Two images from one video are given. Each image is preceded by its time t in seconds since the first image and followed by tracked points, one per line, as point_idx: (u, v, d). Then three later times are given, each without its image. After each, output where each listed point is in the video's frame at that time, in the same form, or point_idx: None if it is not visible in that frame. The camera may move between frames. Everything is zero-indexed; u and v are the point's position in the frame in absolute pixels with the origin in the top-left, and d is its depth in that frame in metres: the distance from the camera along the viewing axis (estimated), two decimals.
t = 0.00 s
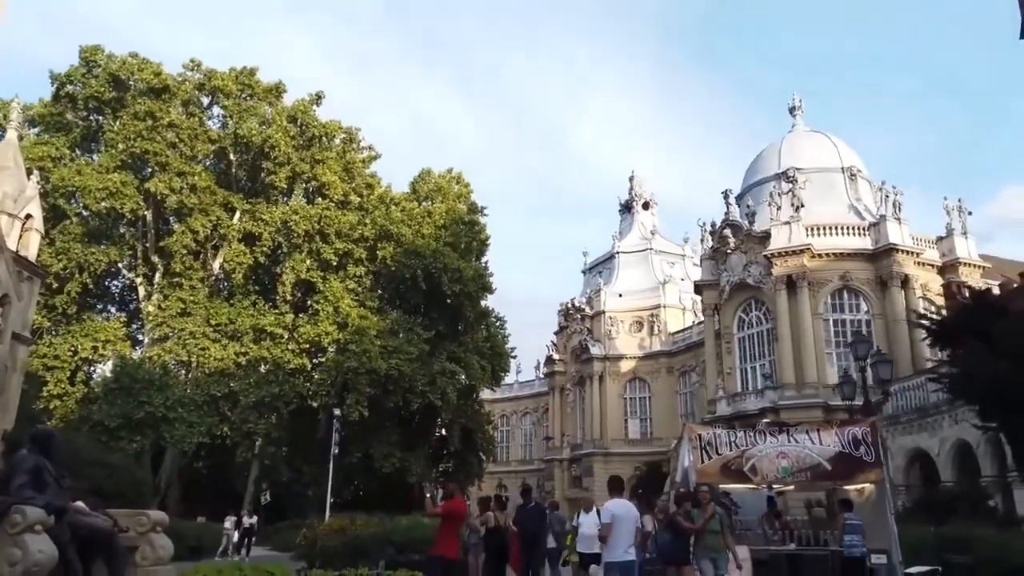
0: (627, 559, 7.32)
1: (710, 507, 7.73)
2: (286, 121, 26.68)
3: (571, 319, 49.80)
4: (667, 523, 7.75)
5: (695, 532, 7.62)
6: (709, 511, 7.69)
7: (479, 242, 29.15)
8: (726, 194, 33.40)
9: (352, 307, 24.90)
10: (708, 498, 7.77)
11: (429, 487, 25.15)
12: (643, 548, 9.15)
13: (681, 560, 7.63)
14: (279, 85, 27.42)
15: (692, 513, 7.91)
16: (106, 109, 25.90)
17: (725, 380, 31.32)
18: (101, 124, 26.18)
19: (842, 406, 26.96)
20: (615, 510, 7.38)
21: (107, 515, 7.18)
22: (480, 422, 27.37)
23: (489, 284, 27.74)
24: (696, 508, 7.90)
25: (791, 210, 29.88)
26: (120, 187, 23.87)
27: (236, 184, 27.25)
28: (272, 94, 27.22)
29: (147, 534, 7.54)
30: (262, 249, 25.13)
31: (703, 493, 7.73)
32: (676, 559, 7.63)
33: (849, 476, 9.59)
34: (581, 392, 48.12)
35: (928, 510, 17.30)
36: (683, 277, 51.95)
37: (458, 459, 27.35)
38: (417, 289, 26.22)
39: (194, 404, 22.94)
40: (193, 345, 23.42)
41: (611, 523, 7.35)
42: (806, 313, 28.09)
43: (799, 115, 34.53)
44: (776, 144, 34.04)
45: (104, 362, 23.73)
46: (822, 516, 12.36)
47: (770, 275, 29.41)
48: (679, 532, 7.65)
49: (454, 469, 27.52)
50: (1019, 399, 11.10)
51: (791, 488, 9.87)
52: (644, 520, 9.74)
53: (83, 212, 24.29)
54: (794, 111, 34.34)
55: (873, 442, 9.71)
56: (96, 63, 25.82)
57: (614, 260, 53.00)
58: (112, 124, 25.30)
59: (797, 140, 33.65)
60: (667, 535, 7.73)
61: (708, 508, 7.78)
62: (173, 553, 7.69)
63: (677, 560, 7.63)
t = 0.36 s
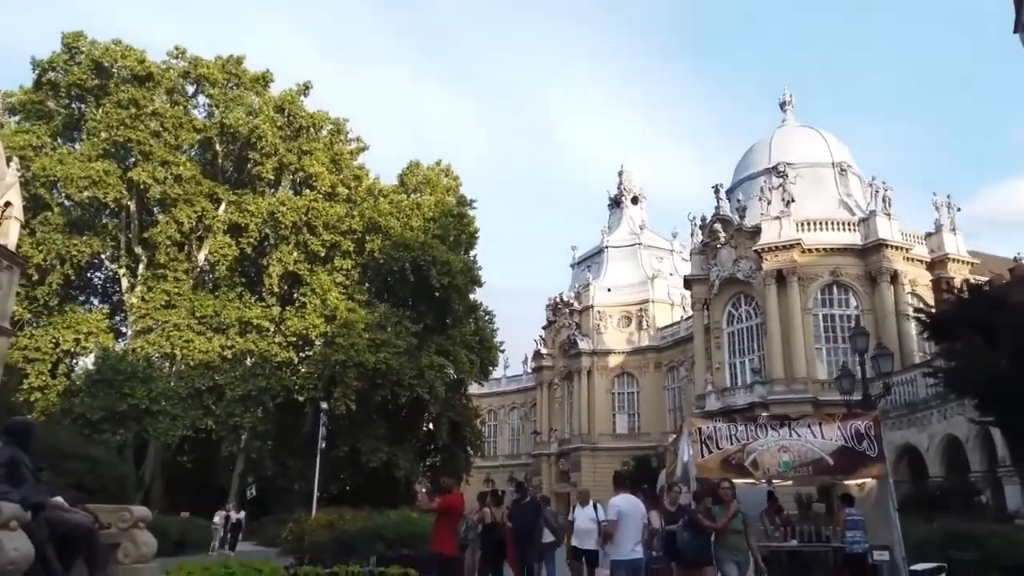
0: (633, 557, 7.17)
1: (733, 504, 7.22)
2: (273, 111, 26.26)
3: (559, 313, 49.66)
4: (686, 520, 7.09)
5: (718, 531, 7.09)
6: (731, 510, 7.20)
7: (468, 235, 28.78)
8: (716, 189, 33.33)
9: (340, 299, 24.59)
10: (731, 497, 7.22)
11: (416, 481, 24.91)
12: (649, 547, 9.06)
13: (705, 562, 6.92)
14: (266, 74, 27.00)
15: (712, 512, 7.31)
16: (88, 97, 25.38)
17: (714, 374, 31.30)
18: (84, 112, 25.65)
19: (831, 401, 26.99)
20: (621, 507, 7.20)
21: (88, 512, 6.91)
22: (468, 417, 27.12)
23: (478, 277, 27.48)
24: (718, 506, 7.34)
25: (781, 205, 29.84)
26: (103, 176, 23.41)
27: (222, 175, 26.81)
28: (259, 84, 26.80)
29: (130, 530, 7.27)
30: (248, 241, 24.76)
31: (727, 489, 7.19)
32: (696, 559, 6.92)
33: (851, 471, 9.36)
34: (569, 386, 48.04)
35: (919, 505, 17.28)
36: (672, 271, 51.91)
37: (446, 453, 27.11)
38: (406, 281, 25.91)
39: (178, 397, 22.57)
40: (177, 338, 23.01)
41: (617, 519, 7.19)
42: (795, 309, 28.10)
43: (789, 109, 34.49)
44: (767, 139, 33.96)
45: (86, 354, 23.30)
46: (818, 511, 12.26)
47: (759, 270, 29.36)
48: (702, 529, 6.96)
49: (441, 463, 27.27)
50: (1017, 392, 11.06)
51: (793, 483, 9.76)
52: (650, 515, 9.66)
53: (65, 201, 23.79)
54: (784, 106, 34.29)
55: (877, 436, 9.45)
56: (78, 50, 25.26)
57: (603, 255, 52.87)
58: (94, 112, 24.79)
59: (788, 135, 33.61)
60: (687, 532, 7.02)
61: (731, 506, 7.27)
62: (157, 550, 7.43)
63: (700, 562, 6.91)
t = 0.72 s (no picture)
0: (640, 550, 6.89)
1: (752, 494, 7.03)
2: (261, 102, 25.86)
3: (549, 308, 49.52)
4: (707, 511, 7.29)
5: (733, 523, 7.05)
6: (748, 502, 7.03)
7: (458, 228, 28.42)
8: (707, 182, 33.23)
9: (329, 293, 24.27)
10: (749, 487, 7.04)
11: (405, 476, 24.68)
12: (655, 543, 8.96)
13: (719, 553, 7.16)
14: (253, 65, 26.59)
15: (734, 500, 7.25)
16: (71, 86, 24.88)
17: (704, 369, 31.27)
18: (67, 101, 25.14)
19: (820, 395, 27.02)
20: (627, 498, 6.95)
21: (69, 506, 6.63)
22: (457, 411, 26.90)
23: (468, 271, 27.22)
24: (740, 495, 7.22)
25: (772, 199, 29.80)
26: (87, 166, 22.98)
27: (208, 166, 26.40)
28: (246, 74, 26.39)
29: (113, 525, 7.01)
30: (235, 233, 24.39)
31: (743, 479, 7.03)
32: (710, 549, 7.19)
33: (853, 463, 9.32)
34: (559, 381, 47.95)
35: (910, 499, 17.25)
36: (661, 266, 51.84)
37: (435, 448, 26.88)
38: (395, 275, 25.60)
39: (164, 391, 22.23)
40: (162, 331, 22.63)
41: (623, 512, 6.91)
42: (786, 303, 28.10)
43: (780, 104, 34.42)
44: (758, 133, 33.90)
45: (70, 347, 22.87)
46: (813, 505, 12.18)
47: (750, 264, 29.32)
48: (717, 521, 7.19)
49: (430, 457, 27.04)
50: (1013, 383, 10.98)
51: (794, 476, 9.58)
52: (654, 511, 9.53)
53: (47, 192, 23.30)
54: (775, 100, 34.23)
55: (879, 427, 9.44)
56: (61, 37, 24.73)
57: (592, 249, 52.73)
58: (78, 100, 24.31)
59: (778, 129, 33.55)
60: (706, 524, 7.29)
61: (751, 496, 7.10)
62: (142, 545, 7.17)
63: (715, 552, 7.17)
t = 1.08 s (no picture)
0: (651, 550, 6.23)
1: (781, 493, 6.49)
2: (247, 91, 25.45)
3: (537, 302, 49.37)
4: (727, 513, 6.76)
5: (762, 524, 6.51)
6: (776, 501, 6.51)
7: (448, 222, 27.83)
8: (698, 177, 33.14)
9: (317, 286, 23.95)
10: (777, 485, 6.49)
11: (393, 470, 24.43)
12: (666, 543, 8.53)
13: (747, 558, 6.67)
14: (240, 54, 26.17)
15: (757, 499, 6.66)
16: (53, 74, 24.34)
17: (693, 364, 31.22)
18: (49, 89, 24.60)
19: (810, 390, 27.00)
20: (636, 496, 6.27)
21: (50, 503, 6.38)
22: (445, 405, 26.64)
23: (457, 264, 26.94)
24: (763, 494, 6.65)
25: (763, 194, 29.75)
26: (69, 155, 22.49)
27: (194, 157, 25.95)
28: (233, 63, 25.96)
29: (95, 522, 6.77)
30: (221, 224, 23.99)
31: (770, 477, 6.51)
32: (736, 556, 6.69)
33: (858, 458, 9.18)
34: (547, 376, 47.86)
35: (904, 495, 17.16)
36: (650, 261, 51.77)
37: (423, 442, 26.61)
38: (384, 267, 25.28)
39: (148, 384, 21.84)
40: (146, 324, 22.22)
41: (634, 510, 6.24)
42: (776, 298, 28.06)
43: (771, 98, 34.37)
44: (748, 128, 33.83)
45: (52, 340, 22.41)
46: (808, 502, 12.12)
47: (741, 258, 29.24)
48: (743, 524, 6.63)
49: (418, 452, 26.77)
50: (1012, 378, 10.98)
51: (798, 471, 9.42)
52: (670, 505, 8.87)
53: (29, 182, 22.77)
54: (766, 95, 34.17)
55: (884, 422, 9.30)
56: (42, 23, 24.18)
57: (581, 244, 52.59)
58: (60, 88, 23.78)
59: (769, 124, 33.48)
60: (729, 526, 6.78)
61: (778, 495, 6.56)
62: (124, 543, 6.91)
63: (740, 558, 6.67)
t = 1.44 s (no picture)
0: (667, 547, 5.81)
1: (817, 486, 6.20)
2: (236, 81, 25.05)
3: (528, 297, 49.19)
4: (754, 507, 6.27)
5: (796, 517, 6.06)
6: (812, 493, 6.15)
7: (439, 215, 27.60)
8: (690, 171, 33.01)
9: (306, 278, 23.64)
10: (814, 479, 6.19)
11: (382, 465, 24.15)
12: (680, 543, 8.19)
13: (783, 557, 6.10)
14: (229, 43, 25.75)
15: (789, 493, 6.23)
16: (37, 61, 23.84)
17: (685, 358, 31.13)
18: (33, 76, 24.10)
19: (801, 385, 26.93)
20: (650, 490, 5.80)
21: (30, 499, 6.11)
22: (436, 400, 26.33)
23: (448, 257, 26.64)
24: (796, 488, 6.25)
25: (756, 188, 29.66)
26: (53, 144, 22.03)
27: (181, 147, 25.53)
28: (221, 52, 25.54)
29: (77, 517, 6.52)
30: (208, 215, 23.59)
31: (808, 470, 6.20)
32: (770, 554, 6.10)
33: (865, 452, 9.09)
34: (537, 370, 47.71)
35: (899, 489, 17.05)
36: (640, 256, 51.65)
37: (412, 437, 26.32)
38: (375, 260, 24.95)
39: (134, 377, 21.45)
40: (132, 316, 21.81)
41: (648, 505, 5.78)
42: (768, 293, 27.98)
43: (764, 93, 34.27)
44: (741, 122, 33.72)
45: (36, 332, 21.98)
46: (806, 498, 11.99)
47: (733, 253, 29.15)
48: (775, 519, 6.12)
49: (407, 447, 26.50)
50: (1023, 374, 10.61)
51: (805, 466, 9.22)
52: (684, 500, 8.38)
53: (11, 171, 22.29)
54: (759, 90, 34.05)
55: (890, 416, 9.28)
56: (26, 9, 23.66)
57: (572, 238, 52.40)
58: (44, 76, 23.30)
59: (761, 118, 33.38)
60: (757, 521, 6.25)
61: (814, 488, 6.21)
62: (108, 539, 6.66)
63: (777, 556, 6.08)
